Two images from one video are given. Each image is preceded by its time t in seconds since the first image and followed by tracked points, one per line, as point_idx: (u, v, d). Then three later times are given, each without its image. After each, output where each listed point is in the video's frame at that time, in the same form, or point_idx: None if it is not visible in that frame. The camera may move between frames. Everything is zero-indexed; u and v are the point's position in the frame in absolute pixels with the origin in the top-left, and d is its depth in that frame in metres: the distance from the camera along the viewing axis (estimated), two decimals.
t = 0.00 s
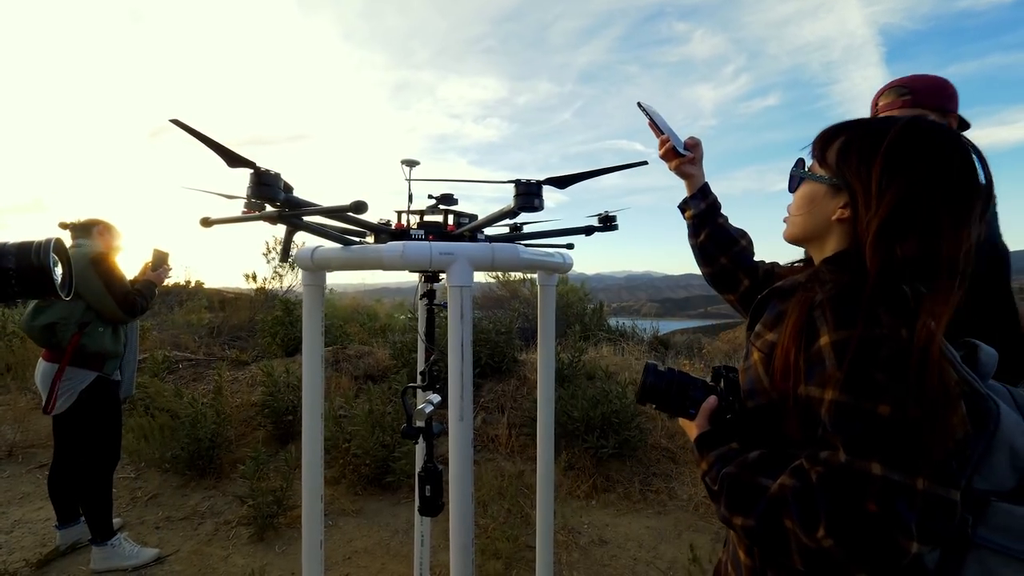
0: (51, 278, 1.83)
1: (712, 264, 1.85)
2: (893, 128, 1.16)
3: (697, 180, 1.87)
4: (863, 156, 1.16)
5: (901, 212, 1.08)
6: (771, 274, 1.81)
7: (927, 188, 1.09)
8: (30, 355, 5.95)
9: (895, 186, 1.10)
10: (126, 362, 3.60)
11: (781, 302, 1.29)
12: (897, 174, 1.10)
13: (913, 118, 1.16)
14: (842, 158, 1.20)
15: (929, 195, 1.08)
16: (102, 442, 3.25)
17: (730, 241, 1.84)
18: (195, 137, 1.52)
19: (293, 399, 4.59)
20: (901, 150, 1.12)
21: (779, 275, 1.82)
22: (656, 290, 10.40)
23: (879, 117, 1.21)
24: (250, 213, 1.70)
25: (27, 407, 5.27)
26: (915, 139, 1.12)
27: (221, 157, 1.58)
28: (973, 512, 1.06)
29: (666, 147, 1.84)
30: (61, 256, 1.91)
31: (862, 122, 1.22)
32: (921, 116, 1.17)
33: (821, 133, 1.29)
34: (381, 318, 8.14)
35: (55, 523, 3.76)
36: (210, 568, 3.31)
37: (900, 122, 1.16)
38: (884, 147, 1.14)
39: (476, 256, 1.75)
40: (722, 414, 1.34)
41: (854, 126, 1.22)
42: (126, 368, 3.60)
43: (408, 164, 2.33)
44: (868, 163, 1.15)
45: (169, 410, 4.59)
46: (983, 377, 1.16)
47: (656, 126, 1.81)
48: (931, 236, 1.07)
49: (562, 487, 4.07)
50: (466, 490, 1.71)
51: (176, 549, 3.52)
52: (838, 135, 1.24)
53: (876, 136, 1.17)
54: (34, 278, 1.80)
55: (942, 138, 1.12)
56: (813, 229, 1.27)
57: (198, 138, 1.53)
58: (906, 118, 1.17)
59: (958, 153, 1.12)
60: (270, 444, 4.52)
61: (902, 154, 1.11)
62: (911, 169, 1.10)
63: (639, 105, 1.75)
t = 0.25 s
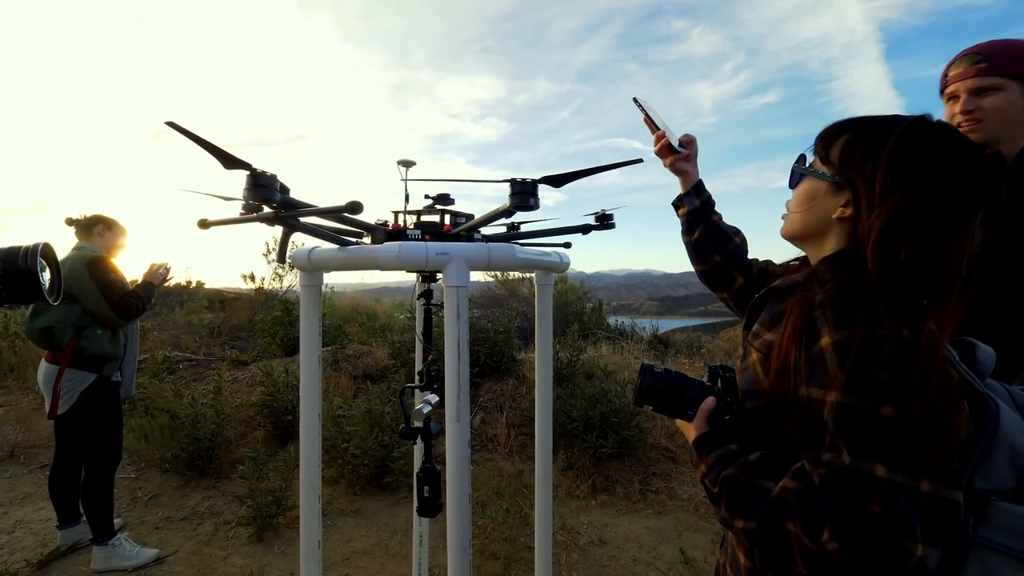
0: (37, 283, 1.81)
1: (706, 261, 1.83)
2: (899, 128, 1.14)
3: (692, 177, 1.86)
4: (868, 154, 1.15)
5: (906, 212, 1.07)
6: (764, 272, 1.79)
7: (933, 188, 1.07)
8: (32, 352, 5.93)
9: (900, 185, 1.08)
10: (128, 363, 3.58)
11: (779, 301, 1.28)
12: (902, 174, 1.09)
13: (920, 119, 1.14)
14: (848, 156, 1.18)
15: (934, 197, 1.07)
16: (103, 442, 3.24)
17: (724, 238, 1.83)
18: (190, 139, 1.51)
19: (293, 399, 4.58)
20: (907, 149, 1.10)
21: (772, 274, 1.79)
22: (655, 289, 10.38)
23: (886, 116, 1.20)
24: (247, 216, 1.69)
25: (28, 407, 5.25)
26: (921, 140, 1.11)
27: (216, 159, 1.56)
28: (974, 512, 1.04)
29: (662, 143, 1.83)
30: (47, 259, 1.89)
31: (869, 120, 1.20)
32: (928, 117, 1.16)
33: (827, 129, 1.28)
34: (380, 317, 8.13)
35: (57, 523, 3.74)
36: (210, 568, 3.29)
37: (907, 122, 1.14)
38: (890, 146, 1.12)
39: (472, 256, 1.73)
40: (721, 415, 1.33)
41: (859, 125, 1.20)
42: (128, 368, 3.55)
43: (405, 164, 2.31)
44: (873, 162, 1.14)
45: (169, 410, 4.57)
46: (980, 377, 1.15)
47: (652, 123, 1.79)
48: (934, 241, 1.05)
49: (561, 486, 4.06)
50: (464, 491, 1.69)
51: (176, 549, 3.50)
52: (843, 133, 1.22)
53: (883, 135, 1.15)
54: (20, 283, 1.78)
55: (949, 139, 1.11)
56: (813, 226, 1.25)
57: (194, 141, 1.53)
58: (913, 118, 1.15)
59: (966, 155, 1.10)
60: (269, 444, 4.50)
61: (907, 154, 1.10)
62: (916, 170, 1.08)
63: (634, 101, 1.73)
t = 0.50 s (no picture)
0: (40, 284, 1.79)
1: (706, 261, 1.82)
2: (905, 123, 1.13)
3: (691, 175, 1.85)
4: (874, 150, 1.14)
5: (911, 209, 1.07)
6: (766, 271, 1.79)
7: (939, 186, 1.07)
8: (36, 352, 5.86)
9: (905, 183, 1.08)
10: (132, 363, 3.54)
11: (781, 301, 1.27)
12: (909, 170, 1.09)
13: (925, 113, 1.14)
14: (852, 152, 1.17)
15: (938, 197, 1.07)
16: (108, 439, 3.22)
17: (724, 237, 1.82)
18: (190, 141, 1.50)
19: (292, 399, 4.56)
20: (913, 144, 1.10)
21: (773, 273, 1.78)
22: (653, 290, 10.38)
23: (891, 112, 1.19)
24: (245, 216, 1.68)
25: (33, 407, 5.20)
26: (927, 137, 1.10)
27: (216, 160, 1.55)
28: (983, 514, 1.04)
29: (660, 141, 1.81)
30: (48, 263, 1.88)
31: (874, 115, 1.19)
32: (933, 112, 1.15)
33: (831, 124, 1.27)
34: (379, 318, 8.11)
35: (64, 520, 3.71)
36: (211, 566, 3.26)
37: (913, 117, 1.14)
38: (895, 143, 1.11)
39: (469, 256, 1.72)
40: (721, 416, 1.33)
41: (864, 120, 1.20)
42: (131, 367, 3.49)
43: (402, 164, 2.30)
44: (879, 158, 1.13)
45: (170, 410, 4.54)
46: (989, 376, 1.15)
47: (650, 120, 1.78)
48: (935, 238, 1.08)
49: (560, 486, 4.05)
50: (462, 490, 1.68)
51: (179, 548, 3.47)
52: (848, 129, 1.22)
53: (888, 131, 1.14)
54: (22, 284, 1.77)
55: (954, 136, 1.10)
56: (816, 223, 1.25)
57: (191, 142, 1.52)
58: (918, 114, 1.14)
59: (969, 153, 1.10)
60: (269, 444, 4.48)
61: (913, 151, 1.09)
62: (921, 168, 1.08)
63: (632, 98, 1.71)
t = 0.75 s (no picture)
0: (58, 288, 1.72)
1: (710, 260, 1.81)
2: (919, 117, 1.12)
3: (694, 172, 1.84)
4: (886, 146, 1.13)
5: (922, 207, 1.05)
6: (771, 270, 1.78)
7: (951, 182, 1.06)
8: (47, 351, 5.72)
9: (919, 178, 1.06)
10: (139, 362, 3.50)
11: (788, 299, 1.26)
12: (922, 166, 1.07)
13: (940, 107, 1.12)
14: (864, 147, 1.16)
15: (951, 193, 1.05)
16: (116, 436, 3.19)
17: (728, 235, 1.80)
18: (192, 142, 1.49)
19: (294, 398, 4.53)
20: (926, 140, 1.08)
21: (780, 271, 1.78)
22: (652, 290, 10.37)
23: (903, 106, 1.18)
24: (247, 216, 1.67)
25: (46, 405, 5.12)
26: (941, 130, 1.08)
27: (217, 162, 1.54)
28: (1001, 520, 1.07)
29: (663, 138, 1.79)
30: (64, 264, 1.81)
31: (886, 109, 1.18)
32: (948, 106, 1.13)
33: (842, 118, 1.26)
34: (378, 318, 8.09)
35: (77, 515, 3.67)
36: (215, 562, 3.23)
37: (927, 111, 1.12)
38: (909, 137, 1.10)
39: (469, 256, 1.71)
40: (727, 417, 1.31)
41: (877, 115, 1.18)
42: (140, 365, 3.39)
43: (401, 164, 2.28)
44: (891, 154, 1.12)
45: (175, 408, 4.50)
46: (1008, 377, 1.13)
47: (653, 117, 1.76)
48: (948, 235, 1.07)
49: (560, 486, 4.04)
50: (462, 490, 1.66)
51: (184, 543, 3.43)
52: (859, 123, 1.20)
53: (900, 126, 1.13)
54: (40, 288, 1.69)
55: (969, 130, 1.09)
56: (825, 219, 1.24)
57: (193, 142, 1.51)
58: (932, 107, 1.13)
59: (984, 146, 1.08)
60: (272, 442, 4.47)
61: (926, 146, 1.08)
62: (935, 163, 1.06)
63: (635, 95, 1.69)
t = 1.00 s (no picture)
0: (71, 284, 1.77)
1: (717, 258, 1.80)
2: (934, 112, 1.11)
3: (700, 169, 1.83)
4: (899, 142, 1.12)
5: (936, 204, 1.04)
6: (779, 268, 1.77)
7: (966, 179, 1.05)
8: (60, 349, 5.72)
9: (933, 173, 1.05)
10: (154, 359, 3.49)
11: (797, 298, 1.26)
12: (936, 162, 1.06)
13: (957, 102, 1.11)
14: (876, 143, 1.16)
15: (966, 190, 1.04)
16: (134, 435, 3.20)
17: (735, 234, 1.80)
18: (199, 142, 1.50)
19: (300, 397, 4.53)
20: (941, 136, 1.07)
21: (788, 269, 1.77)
22: (656, 290, 10.34)
23: (918, 101, 1.17)
24: (253, 216, 1.67)
25: (58, 404, 5.13)
26: (955, 125, 1.07)
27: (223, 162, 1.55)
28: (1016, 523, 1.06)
29: (669, 135, 1.78)
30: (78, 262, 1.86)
31: (900, 105, 1.17)
32: (966, 100, 1.12)
33: (854, 114, 1.26)
34: (382, 318, 8.10)
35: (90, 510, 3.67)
36: (223, 558, 3.24)
37: (942, 106, 1.11)
38: (923, 133, 1.09)
39: (473, 255, 1.71)
40: (733, 416, 1.30)
41: (891, 111, 1.18)
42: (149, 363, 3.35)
43: (405, 163, 2.28)
44: (904, 151, 1.11)
45: (184, 406, 4.52)
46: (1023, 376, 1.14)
47: (659, 114, 1.75)
48: (963, 232, 1.05)
49: (563, 486, 4.04)
50: (467, 489, 1.66)
51: (193, 540, 3.43)
52: (872, 119, 1.20)
53: (913, 122, 1.13)
54: (53, 284, 1.75)
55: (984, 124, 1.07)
56: (836, 216, 1.24)
57: (200, 143, 1.52)
58: (947, 101, 1.12)
59: (1000, 140, 1.07)
60: (278, 440, 4.48)
61: (941, 141, 1.06)
62: (950, 158, 1.05)
63: (640, 92, 1.69)
